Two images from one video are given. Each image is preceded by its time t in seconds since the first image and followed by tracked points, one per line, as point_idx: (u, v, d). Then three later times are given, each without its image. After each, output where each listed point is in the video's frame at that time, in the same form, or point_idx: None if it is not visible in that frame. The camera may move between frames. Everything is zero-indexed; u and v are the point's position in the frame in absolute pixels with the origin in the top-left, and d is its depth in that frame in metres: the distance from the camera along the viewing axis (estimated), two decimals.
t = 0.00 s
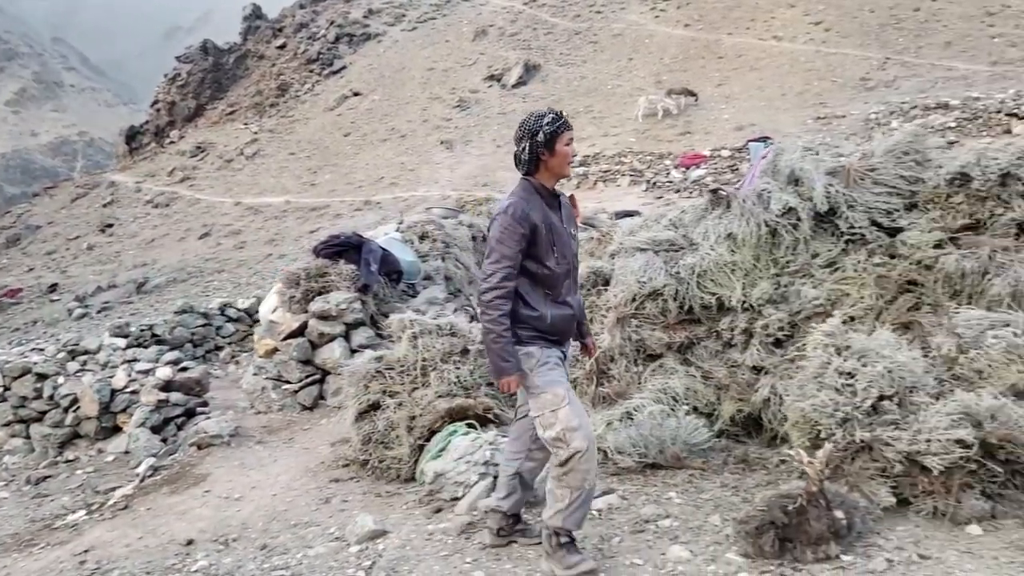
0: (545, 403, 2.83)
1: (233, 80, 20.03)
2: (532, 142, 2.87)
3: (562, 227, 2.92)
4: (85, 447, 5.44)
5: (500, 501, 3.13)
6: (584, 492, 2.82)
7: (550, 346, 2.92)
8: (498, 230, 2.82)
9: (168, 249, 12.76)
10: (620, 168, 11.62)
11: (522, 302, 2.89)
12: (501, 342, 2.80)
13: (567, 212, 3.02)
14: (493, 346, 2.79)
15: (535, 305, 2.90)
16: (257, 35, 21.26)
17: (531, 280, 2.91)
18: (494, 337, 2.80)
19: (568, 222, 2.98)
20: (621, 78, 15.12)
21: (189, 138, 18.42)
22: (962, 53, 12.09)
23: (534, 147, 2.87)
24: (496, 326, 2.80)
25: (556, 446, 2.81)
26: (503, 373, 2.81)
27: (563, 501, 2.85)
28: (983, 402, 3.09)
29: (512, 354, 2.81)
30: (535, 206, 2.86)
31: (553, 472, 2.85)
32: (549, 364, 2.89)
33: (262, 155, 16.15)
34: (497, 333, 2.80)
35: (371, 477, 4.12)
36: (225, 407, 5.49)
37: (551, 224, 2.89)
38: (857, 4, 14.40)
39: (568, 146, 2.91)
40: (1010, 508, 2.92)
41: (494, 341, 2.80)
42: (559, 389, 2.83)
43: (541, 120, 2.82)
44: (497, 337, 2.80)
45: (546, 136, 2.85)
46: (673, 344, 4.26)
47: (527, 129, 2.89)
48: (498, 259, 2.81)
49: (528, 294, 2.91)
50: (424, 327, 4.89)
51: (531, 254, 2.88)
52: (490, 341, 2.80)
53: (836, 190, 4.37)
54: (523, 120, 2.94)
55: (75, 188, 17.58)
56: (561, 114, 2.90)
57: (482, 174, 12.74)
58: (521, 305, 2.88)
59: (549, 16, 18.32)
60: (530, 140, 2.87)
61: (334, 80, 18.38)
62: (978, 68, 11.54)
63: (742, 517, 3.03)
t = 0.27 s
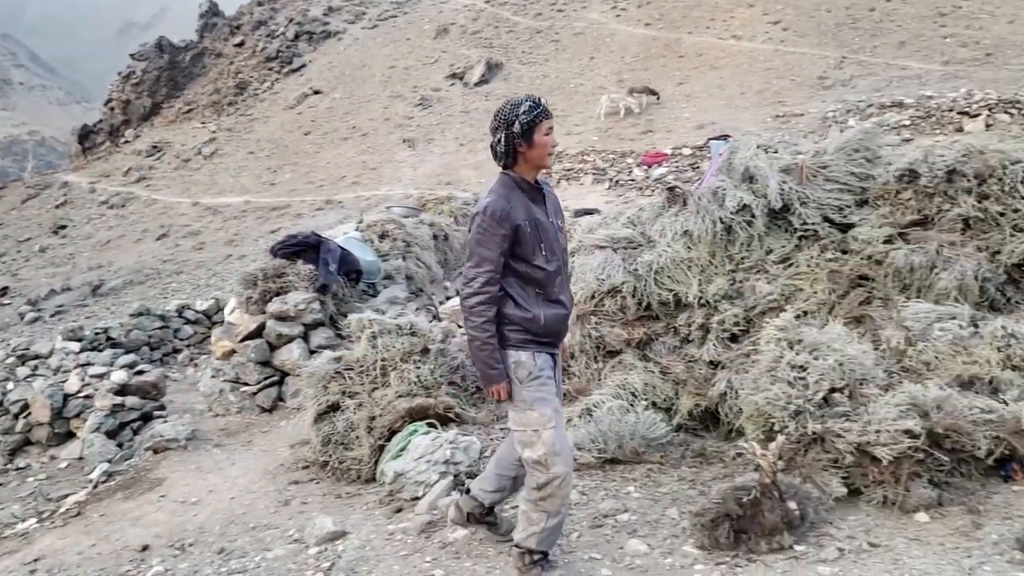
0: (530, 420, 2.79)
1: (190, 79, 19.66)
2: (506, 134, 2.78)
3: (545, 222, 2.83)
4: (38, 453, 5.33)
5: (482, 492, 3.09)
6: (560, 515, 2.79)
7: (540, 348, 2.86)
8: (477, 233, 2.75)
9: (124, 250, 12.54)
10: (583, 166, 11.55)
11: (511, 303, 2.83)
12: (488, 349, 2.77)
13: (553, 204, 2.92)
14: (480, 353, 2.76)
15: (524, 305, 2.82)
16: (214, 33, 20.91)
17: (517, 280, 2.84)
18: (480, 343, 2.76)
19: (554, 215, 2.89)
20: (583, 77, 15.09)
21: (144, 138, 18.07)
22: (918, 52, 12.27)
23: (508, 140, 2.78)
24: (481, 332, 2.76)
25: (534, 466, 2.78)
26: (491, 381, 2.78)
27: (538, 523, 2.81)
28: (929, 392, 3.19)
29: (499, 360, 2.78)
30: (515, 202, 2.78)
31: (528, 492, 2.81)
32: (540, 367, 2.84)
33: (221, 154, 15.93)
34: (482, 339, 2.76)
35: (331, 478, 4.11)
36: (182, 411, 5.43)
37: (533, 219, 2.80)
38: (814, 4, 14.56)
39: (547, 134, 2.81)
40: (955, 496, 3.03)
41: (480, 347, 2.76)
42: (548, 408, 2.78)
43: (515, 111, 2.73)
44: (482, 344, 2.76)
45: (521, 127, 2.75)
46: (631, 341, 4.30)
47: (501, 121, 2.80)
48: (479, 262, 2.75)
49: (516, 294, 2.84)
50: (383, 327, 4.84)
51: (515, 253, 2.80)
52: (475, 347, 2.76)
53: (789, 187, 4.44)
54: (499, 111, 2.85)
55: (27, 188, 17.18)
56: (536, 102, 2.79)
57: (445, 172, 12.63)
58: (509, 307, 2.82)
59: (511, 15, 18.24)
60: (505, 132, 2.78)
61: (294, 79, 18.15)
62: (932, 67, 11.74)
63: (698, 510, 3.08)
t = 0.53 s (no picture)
0: (486, 422, 2.76)
1: (146, 77, 18.83)
2: (487, 122, 2.69)
3: (524, 213, 2.75)
4: None
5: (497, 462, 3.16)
6: (507, 517, 2.80)
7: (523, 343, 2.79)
8: (464, 225, 2.64)
9: (78, 252, 12.30)
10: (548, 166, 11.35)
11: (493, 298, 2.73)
12: (484, 347, 2.64)
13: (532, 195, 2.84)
14: (477, 351, 2.63)
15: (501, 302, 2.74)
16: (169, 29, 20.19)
17: (495, 275, 2.75)
18: (474, 342, 2.64)
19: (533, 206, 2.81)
20: (546, 75, 14.88)
21: (97, 138, 17.45)
22: (871, 52, 12.49)
23: (490, 128, 2.69)
24: (475, 330, 2.64)
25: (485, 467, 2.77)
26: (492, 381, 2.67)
27: (487, 522, 2.82)
28: (878, 385, 3.26)
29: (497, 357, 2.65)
30: (494, 192, 2.70)
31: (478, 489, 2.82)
32: (517, 367, 2.76)
33: (178, 154, 15.64)
34: (477, 337, 2.63)
35: (290, 481, 4.08)
36: (138, 416, 5.37)
37: (513, 210, 2.72)
38: (772, 3, 14.62)
39: (528, 122, 2.74)
40: (903, 485, 3.10)
41: (475, 346, 2.64)
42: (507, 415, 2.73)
43: (497, 97, 2.64)
44: (478, 342, 2.63)
45: (503, 113, 2.68)
46: (591, 338, 4.32)
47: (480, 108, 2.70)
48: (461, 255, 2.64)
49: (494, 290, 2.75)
50: (342, 327, 4.84)
51: (495, 245, 2.72)
52: (471, 346, 2.64)
53: (744, 185, 4.50)
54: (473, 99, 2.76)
55: None
56: (516, 87, 2.71)
57: (408, 172, 12.44)
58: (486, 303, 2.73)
59: (472, 14, 17.71)
60: (486, 121, 2.69)
61: (254, 78, 17.67)
62: (885, 67, 11.96)
63: (655, 504, 3.12)
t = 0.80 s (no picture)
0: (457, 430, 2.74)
1: (98, 76, 18.42)
2: (486, 124, 2.60)
3: (518, 218, 2.68)
4: None
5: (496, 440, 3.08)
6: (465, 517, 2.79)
7: (524, 353, 2.72)
8: (467, 234, 2.55)
9: (28, 256, 12.02)
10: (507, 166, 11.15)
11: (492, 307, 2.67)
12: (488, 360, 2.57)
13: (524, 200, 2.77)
14: (481, 365, 2.55)
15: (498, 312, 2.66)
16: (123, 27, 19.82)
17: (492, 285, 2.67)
18: (479, 355, 2.57)
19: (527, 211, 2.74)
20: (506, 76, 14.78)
21: (47, 139, 16.94)
22: (824, 53, 12.73)
23: (489, 130, 2.60)
24: (480, 343, 2.56)
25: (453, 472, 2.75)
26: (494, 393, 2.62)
27: (444, 522, 2.81)
28: (828, 379, 3.33)
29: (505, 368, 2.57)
30: (487, 198, 2.62)
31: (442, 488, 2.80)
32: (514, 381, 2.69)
33: (132, 155, 15.31)
34: (482, 350, 2.56)
35: (246, 485, 4.04)
36: (90, 422, 5.28)
37: (507, 215, 2.65)
38: (728, 4, 14.76)
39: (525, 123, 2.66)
40: (853, 477, 3.17)
41: (480, 359, 2.57)
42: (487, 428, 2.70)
43: (499, 97, 2.55)
44: (483, 356, 2.57)
45: (503, 115, 2.59)
46: (548, 337, 4.33)
47: (477, 110, 2.61)
48: (460, 265, 2.56)
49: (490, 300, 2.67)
50: (298, 329, 4.78)
51: (491, 253, 2.64)
52: (476, 360, 2.57)
53: (698, 184, 4.55)
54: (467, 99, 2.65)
55: None
56: (514, 88, 2.63)
57: (367, 172, 12.38)
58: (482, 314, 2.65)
59: (433, 14, 17.58)
60: (486, 122, 2.60)
61: (209, 77, 17.33)
62: (838, 67, 12.19)
63: (611, 501, 3.14)
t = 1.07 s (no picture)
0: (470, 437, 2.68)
1: (45, 76, 17.89)
2: (501, 99, 2.57)
3: (531, 203, 2.64)
4: None
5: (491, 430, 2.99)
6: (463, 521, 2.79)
7: (524, 349, 2.68)
8: (473, 213, 2.50)
9: None
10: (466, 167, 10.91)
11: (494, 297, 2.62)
12: (483, 353, 2.53)
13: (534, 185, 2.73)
14: (478, 356, 2.51)
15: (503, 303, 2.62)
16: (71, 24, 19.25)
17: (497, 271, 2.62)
18: (476, 345, 2.52)
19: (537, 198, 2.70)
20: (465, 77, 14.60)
21: None
22: (777, 55, 12.92)
23: (504, 106, 2.57)
24: (477, 333, 2.52)
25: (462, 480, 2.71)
26: (488, 391, 2.57)
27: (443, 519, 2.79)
28: (777, 375, 3.38)
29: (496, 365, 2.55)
30: (501, 178, 2.57)
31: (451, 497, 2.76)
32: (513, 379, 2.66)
33: (81, 156, 14.93)
34: (478, 341, 2.51)
35: (198, 493, 3.98)
36: (37, 431, 5.17)
37: (520, 198, 2.60)
38: (683, 7, 14.89)
39: (538, 104, 2.64)
40: (802, 471, 3.24)
41: (476, 349, 2.52)
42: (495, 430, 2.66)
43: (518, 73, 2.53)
44: (478, 347, 2.52)
45: (519, 92, 2.57)
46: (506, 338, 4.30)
47: (493, 83, 2.58)
48: (467, 246, 2.50)
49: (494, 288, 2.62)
50: (250, 333, 4.75)
51: (499, 236, 2.59)
52: (471, 351, 2.52)
53: (651, 185, 4.58)
54: (481, 73, 2.63)
55: None
56: (531, 67, 2.61)
57: (324, 174, 12.25)
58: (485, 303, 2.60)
59: (391, 15, 16.99)
60: (501, 96, 2.56)
61: (162, 77, 16.81)
62: (791, 69, 12.37)
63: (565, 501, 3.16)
